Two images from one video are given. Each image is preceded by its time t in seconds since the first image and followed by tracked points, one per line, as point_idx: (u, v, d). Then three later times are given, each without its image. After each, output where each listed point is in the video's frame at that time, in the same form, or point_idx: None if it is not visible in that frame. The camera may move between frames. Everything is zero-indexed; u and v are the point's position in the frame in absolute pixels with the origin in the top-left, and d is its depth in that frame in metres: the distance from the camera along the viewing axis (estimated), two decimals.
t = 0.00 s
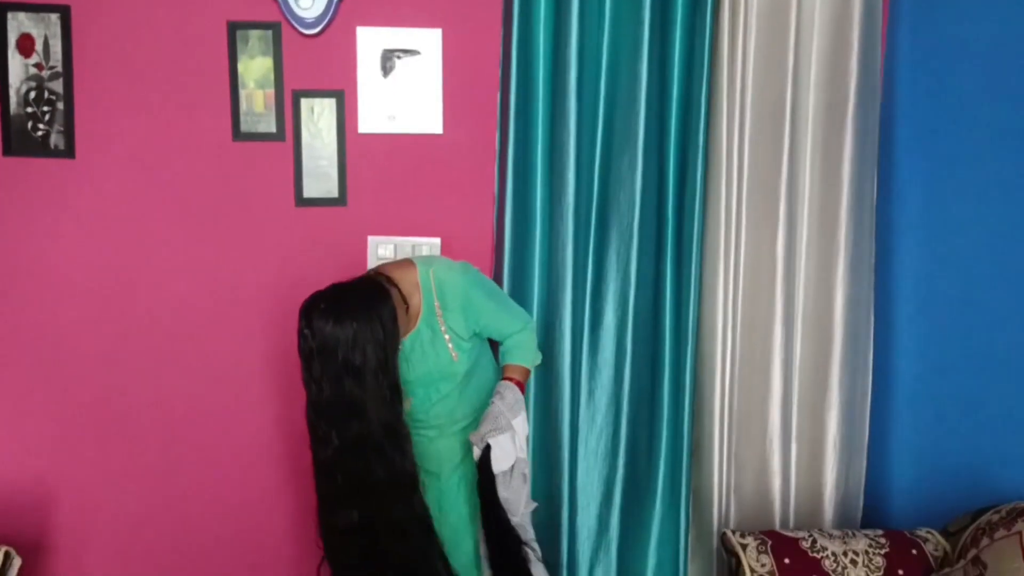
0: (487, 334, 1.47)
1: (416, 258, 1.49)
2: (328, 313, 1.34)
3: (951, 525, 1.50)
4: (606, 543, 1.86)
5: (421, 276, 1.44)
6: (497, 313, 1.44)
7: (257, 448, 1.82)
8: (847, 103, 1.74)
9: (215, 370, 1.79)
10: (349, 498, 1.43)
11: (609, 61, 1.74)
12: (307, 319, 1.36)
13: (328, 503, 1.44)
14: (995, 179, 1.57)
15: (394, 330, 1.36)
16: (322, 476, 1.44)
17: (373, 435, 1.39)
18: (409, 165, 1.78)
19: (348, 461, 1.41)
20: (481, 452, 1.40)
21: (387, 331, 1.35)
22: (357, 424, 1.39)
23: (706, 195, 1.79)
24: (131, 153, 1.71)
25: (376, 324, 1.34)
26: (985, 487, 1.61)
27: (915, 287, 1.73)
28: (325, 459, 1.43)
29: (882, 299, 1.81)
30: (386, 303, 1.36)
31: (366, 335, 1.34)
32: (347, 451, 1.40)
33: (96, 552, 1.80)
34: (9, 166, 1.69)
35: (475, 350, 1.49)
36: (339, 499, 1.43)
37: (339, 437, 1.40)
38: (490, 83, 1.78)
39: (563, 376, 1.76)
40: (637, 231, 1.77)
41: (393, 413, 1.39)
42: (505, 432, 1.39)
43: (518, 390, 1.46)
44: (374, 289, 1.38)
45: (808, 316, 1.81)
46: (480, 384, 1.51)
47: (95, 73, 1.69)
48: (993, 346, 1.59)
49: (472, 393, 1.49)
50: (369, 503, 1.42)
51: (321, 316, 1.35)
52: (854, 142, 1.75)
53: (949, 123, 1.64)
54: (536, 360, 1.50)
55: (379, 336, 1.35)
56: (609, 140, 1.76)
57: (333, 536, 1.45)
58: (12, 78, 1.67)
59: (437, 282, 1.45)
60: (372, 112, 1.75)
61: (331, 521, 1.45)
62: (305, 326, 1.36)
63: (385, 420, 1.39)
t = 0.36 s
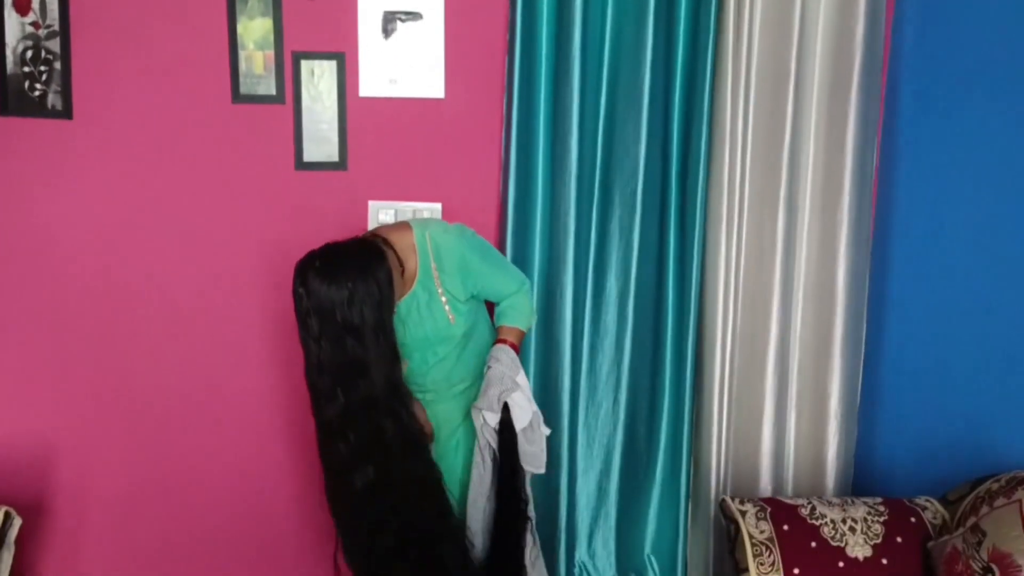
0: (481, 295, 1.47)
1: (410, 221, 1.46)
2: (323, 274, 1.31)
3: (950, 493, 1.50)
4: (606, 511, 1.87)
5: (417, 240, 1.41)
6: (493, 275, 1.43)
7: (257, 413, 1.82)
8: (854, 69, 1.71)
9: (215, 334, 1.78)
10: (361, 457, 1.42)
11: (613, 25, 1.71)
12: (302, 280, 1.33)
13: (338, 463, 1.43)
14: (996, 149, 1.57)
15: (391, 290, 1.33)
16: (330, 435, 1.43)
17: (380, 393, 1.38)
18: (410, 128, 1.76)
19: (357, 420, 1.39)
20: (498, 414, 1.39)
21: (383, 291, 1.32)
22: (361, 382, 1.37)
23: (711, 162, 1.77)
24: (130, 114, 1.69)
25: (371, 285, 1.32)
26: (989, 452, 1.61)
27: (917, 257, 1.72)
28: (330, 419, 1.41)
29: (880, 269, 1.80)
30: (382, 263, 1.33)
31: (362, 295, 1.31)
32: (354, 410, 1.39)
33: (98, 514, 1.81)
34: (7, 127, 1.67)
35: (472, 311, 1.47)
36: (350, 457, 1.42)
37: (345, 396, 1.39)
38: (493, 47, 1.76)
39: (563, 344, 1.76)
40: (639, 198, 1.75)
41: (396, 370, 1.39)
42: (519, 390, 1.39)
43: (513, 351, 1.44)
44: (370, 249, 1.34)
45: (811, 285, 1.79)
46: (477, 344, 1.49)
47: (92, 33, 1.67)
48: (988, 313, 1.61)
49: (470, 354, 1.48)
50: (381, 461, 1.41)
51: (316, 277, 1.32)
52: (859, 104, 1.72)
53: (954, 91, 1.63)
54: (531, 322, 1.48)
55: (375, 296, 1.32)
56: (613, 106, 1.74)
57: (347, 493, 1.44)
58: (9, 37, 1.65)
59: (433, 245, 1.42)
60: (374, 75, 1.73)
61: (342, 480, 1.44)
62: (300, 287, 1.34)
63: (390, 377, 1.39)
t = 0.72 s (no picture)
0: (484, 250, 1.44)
1: (408, 179, 1.43)
2: (321, 223, 1.27)
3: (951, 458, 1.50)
4: (607, 476, 1.89)
5: (419, 197, 1.38)
6: (497, 229, 1.41)
7: (259, 375, 1.82)
8: (862, 32, 1.68)
9: (215, 297, 1.78)
10: (327, 414, 1.39)
11: None
12: (299, 229, 1.29)
13: (302, 416, 1.40)
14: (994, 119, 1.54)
15: (388, 244, 1.30)
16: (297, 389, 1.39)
17: (360, 350, 1.35)
18: (411, 89, 1.74)
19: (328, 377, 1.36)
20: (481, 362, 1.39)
21: (380, 246, 1.29)
22: (344, 336, 1.34)
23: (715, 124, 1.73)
24: (127, 73, 1.67)
25: (369, 238, 1.28)
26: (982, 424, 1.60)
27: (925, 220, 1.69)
28: (303, 370, 1.38)
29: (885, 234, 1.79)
30: (381, 216, 1.30)
31: (358, 248, 1.27)
32: (329, 365, 1.36)
33: (100, 474, 1.82)
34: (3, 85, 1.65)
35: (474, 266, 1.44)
36: (317, 412, 1.39)
37: (321, 350, 1.35)
38: (496, 6, 1.73)
39: (565, 309, 1.75)
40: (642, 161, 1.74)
41: (380, 326, 1.35)
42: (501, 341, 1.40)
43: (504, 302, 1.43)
44: (369, 202, 1.31)
45: (814, 251, 1.78)
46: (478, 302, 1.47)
47: None
48: (979, 282, 1.60)
49: (471, 313, 1.46)
50: (347, 420, 1.39)
51: (314, 226, 1.28)
52: (868, 68, 1.69)
53: (962, 48, 1.59)
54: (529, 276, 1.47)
55: (371, 250, 1.28)
56: (617, 69, 1.72)
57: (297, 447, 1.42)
58: None
59: (435, 203, 1.39)
60: (374, 35, 1.70)
61: (299, 434, 1.41)
62: (297, 236, 1.30)
63: (374, 333, 1.35)
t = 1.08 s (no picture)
0: (484, 217, 1.46)
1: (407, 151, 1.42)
2: (328, 199, 1.24)
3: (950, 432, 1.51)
4: (607, 450, 1.89)
5: (422, 166, 1.37)
6: (498, 195, 1.43)
7: (260, 347, 1.83)
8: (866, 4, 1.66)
9: (216, 270, 1.78)
10: (296, 389, 1.35)
11: None
12: (304, 202, 1.26)
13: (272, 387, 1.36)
14: (999, 96, 1.56)
15: (390, 224, 1.28)
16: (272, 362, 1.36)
17: (341, 331, 1.32)
18: (411, 61, 1.72)
19: (302, 354, 1.32)
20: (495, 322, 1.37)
21: (382, 225, 1.27)
22: (327, 319, 1.31)
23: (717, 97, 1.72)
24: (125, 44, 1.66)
25: (373, 217, 1.26)
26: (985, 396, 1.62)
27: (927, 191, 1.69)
28: (282, 342, 1.34)
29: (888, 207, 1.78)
30: (386, 194, 1.28)
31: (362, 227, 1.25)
32: (306, 341, 1.32)
33: (102, 446, 1.83)
34: None
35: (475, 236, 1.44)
36: (286, 385, 1.35)
37: (303, 328, 1.32)
38: None
39: (566, 284, 1.75)
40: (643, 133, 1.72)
41: (369, 305, 1.33)
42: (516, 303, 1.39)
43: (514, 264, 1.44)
44: (374, 178, 1.28)
45: (816, 224, 1.79)
46: (479, 273, 1.47)
47: None
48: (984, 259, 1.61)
49: (473, 284, 1.46)
50: (313, 399, 1.35)
51: (319, 201, 1.25)
52: (871, 42, 1.68)
53: (969, 21, 1.59)
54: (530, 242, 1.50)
55: (375, 230, 1.27)
56: (618, 41, 1.70)
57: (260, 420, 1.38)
58: None
59: (438, 172, 1.38)
60: (374, 5, 1.68)
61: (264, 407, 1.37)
62: (301, 209, 1.26)
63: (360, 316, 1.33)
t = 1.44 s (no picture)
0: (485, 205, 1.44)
1: (414, 131, 1.41)
2: (336, 177, 1.24)
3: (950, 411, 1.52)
4: (607, 429, 1.89)
5: (423, 146, 1.36)
6: (501, 181, 1.41)
7: (260, 328, 1.82)
8: None
9: (214, 250, 1.77)
10: (309, 367, 1.36)
11: None
12: (310, 179, 1.25)
13: (287, 364, 1.38)
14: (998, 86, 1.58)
15: (399, 202, 1.28)
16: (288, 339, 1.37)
17: (352, 310, 1.32)
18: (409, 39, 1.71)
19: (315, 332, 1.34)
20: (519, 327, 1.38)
21: (391, 204, 1.27)
22: (340, 297, 1.31)
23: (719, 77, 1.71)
24: (121, 23, 1.64)
25: (381, 196, 1.26)
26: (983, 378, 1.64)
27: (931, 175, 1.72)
28: (297, 321, 1.35)
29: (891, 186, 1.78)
30: (393, 173, 1.27)
31: (371, 206, 1.25)
32: (320, 321, 1.34)
33: (102, 427, 1.83)
34: None
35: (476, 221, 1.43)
36: (300, 364, 1.37)
37: (316, 308, 1.33)
38: None
39: (566, 264, 1.74)
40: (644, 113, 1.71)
41: (382, 286, 1.32)
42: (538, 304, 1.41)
43: (528, 261, 1.45)
44: (381, 157, 1.28)
45: (818, 203, 1.78)
46: (478, 257, 1.46)
47: None
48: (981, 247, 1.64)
49: (472, 267, 1.45)
50: (327, 378, 1.37)
51: (328, 179, 1.24)
52: (873, 20, 1.67)
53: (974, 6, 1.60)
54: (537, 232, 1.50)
55: (383, 208, 1.27)
56: (619, 19, 1.69)
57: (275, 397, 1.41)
58: None
59: (441, 154, 1.37)
60: None
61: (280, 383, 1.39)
62: (308, 186, 1.25)
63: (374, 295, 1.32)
